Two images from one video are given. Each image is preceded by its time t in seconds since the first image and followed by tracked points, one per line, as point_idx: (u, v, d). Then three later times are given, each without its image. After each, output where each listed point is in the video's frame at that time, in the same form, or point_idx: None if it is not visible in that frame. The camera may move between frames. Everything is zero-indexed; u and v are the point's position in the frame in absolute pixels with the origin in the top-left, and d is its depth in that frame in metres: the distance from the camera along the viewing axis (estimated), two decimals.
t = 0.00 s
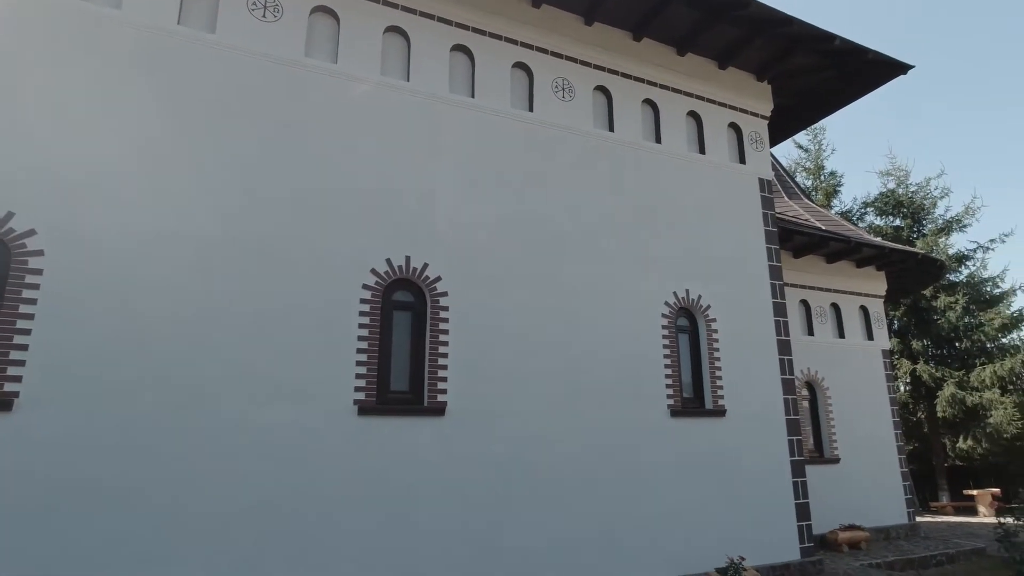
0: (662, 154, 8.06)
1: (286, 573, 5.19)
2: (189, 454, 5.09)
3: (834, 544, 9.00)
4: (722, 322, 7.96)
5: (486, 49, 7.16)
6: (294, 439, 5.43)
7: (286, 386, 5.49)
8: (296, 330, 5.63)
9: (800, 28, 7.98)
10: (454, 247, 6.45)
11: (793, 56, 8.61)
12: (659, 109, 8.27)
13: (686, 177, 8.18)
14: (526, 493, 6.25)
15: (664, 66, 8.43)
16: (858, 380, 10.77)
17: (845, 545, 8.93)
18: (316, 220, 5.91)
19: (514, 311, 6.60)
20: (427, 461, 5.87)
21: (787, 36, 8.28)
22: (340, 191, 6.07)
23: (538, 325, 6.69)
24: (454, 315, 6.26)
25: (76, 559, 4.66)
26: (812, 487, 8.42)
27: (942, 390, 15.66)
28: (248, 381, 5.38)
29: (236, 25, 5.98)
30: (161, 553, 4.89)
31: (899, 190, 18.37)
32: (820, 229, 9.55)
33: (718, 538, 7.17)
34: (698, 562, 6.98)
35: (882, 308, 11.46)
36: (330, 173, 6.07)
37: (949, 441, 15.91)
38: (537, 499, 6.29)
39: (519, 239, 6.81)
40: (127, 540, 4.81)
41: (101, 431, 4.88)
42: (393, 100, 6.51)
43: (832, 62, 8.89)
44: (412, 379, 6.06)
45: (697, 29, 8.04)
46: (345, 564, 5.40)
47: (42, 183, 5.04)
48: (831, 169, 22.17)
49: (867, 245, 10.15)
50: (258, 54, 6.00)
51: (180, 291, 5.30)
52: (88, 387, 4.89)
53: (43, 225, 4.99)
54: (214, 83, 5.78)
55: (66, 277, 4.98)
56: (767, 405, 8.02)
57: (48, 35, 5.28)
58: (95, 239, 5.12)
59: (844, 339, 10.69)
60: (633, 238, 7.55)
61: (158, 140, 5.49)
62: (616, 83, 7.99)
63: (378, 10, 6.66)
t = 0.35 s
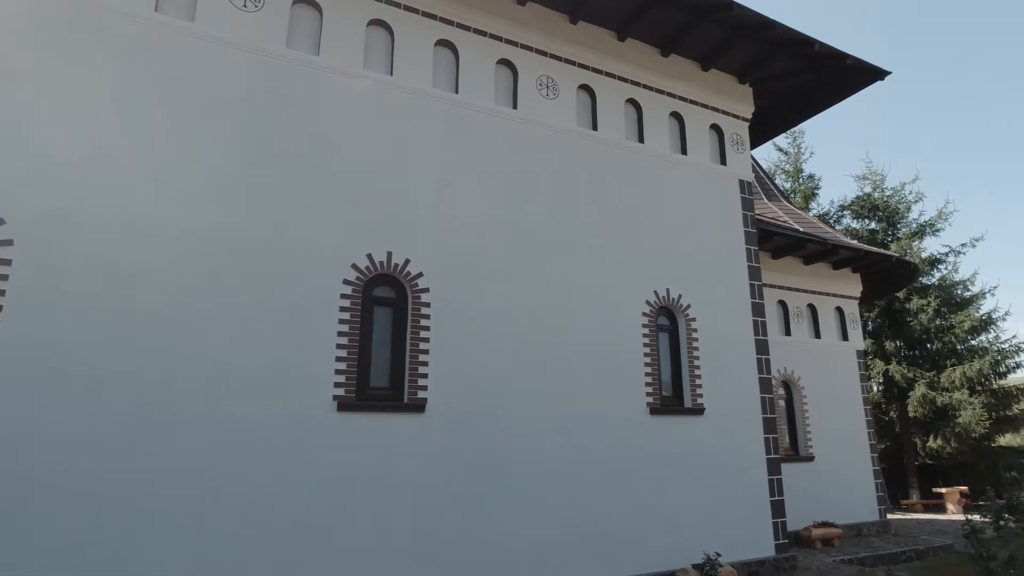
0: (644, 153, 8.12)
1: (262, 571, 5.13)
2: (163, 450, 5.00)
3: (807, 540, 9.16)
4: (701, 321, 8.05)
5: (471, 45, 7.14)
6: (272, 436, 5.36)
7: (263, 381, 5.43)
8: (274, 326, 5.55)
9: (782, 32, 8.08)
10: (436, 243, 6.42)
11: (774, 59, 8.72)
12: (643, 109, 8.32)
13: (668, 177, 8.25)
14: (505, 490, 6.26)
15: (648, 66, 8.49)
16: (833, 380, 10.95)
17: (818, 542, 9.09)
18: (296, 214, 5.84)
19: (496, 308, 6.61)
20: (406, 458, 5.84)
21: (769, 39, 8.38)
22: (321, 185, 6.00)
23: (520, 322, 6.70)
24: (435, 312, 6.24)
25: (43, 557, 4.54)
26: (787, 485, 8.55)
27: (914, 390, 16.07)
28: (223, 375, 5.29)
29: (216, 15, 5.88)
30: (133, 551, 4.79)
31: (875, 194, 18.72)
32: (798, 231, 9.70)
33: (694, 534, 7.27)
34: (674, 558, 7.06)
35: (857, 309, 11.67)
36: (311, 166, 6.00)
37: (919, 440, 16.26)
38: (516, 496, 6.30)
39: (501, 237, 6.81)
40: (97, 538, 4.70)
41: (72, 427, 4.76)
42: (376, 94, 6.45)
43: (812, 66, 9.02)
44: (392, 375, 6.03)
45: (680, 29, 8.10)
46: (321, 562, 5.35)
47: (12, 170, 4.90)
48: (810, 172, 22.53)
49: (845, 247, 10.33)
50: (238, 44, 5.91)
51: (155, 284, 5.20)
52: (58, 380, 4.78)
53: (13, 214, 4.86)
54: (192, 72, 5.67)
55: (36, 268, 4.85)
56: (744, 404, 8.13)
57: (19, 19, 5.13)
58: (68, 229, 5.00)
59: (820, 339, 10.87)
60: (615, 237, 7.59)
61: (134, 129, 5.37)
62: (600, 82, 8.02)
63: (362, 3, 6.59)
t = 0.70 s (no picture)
0: (621, 151, 8.17)
1: (230, 570, 5.02)
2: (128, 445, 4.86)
3: (775, 534, 9.34)
4: (675, 318, 8.14)
5: (449, 38, 7.08)
6: (241, 431, 5.25)
7: (233, 374, 5.31)
8: (244, 318, 5.44)
9: (758, 34, 8.19)
10: (411, 237, 6.37)
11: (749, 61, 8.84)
12: (620, 107, 8.37)
13: (644, 175, 8.32)
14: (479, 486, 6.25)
15: (625, 63, 8.53)
16: (802, 377, 11.18)
17: (785, 535, 9.28)
18: (268, 205, 5.73)
19: (472, 302, 6.58)
20: (379, 453, 5.79)
21: (745, 41, 8.49)
22: (296, 175, 5.90)
23: (496, 317, 6.69)
24: (410, 306, 6.19)
25: None
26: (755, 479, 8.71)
27: (879, 388, 16.52)
28: (191, 368, 5.16)
29: None
30: (95, 549, 4.64)
31: (845, 196, 19.16)
32: (770, 230, 9.87)
33: (665, 528, 7.36)
34: (645, 551, 7.14)
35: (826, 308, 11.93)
36: (285, 156, 5.89)
37: (884, 436, 16.71)
38: (490, 492, 6.29)
39: (477, 231, 6.78)
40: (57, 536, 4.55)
41: (31, 420, 4.59)
42: (353, 85, 6.36)
43: (786, 69, 9.17)
44: (365, 370, 5.96)
45: (658, 29, 8.15)
46: (291, 558, 5.26)
47: None
48: (783, 174, 22.95)
49: (815, 247, 10.55)
50: (210, 29, 5.75)
51: (120, 274, 5.04)
52: (16, 372, 4.60)
53: None
54: (162, 56, 5.50)
55: None
56: (716, 400, 8.25)
57: None
58: (28, 216, 4.81)
59: (789, 337, 11.08)
60: (592, 233, 7.64)
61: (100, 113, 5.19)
62: (578, 79, 8.04)
63: None
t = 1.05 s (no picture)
0: (589, 147, 8.20)
1: (187, 569, 4.89)
2: (75, 440, 4.66)
3: (733, 527, 9.57)
4: (640, 314, 8.24)
5: (418, 28, 6.98)
6: (197, 425, 5.09)
7: (189, 367, 5.13)
8: (201, 310, 5.26)
9: (725, 36, 8.31)
10: (376, 228, 6.27)
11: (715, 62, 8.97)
12: (589, 104, 8.40)
13: (612, 172, 8.38)
14: (443, 480, 6.21)
15: (595, 60, 8.56)
16: (761, 374, 11.44)
17: (743, 528, 9.51)
18: (228, 193, 5.55)
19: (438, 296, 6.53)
20: (340, 447, 5.69)
21: (712, 43, 8.61)
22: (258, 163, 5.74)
23: (462, 311, 6.65)
24: (374, 299, 6.10)
25: None
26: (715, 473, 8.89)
27: (834, 385, 17.07)
28: (145, 360, 4.98)
29: None
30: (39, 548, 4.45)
31: (805, 199, 19.68)
32: (733, 230, 10.06)
33: (627, 521, 7.47)
34: (607, 545, 7.24)
35: (786, 307, 12.24)
36: (246, 143, 5.72)
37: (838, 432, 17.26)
38: (455, 487, 6.26)
39: (445, 224, 6.72)
40: None
41: None
42: (318, 72, 6.21)
43: (752, 72, 9.35)
44: (328, 363, 5.85)
45: (628, 26, 8.20)
46: (249, 556, 5.13)
47: None
48: (746, 175, 23.44)
49: (776, 247, 10.79)
50: (168, 7, 5.53)
51: (69, 262, 4.83)
52: None
53: None
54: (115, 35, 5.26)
55: None
56: (679, 395, 8.39)
57: None
58: None
59: (750, 335, 11.34)
60: (560, 229, 7.66)
61: (48, 92, 4.95)
62: (548, 74, 8.03)
63: None
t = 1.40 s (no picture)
0: (553, 143, 8.23)
1: (127, 567, 4.66)
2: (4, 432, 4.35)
3: (685, 519, 9.79)
4: (599, 310, 8.32)
5: (381, 14, 6.85)
6: (139, 417, 4.86)
7: (132, 356, 4.89)
8: (147, 296, 5.01)
9: (688, 38, 8.45)
10: (334, 218, 6.14)
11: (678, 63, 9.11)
12: (554, 99, 8.41)
13: (574, 168, 8.42)
14: (398, 474, 6.14)
15: (560, 56, 8.57)
16: (715, 371, 11.72)
17: (694, 521, 9.75)
18: (179, 175, 5.31)
19: (397, 288, 6.44)
20: (293, 440, 5.55)
21: (675, 44, 8.74)
22: (211, 145, 5.52)
23: (421, 304, 6.58)
24: (331, 290, 5.97)
25: None
26: (668, 468, 9.08)
27: (784, 383, 17.66)
28: (83, 348, 4.71)
29: None
30: None
31: (761, 201, 20.22)
32: (691, 229, 10.26)
33: (581, 514, 7.56)
34: (561, 537, 7.31)
35: (740, 306, 12.56)
36: (198, 124, 5.48)
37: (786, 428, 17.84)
38: (409, 480, 6.20)
39: (405, 216, 6.64)
40: None
41: None
42: (276, 54, 6.02)
43: (713, 75, 9.52)
44: (281, 354, 5.70)
45: (595, 24, 8.23)
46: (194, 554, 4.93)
47: None
48: (706, 176, 23.93)
49: (732, 248, 11.06)
50: None
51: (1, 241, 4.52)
52: None
53: None
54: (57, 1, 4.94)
55: None
56: (635, 391, 8.52)
57: None
58: None
59: (705, 333, 11.60)
60: (521, 223, 7.66)
61: None
62: (513, 68, 8.00)
63: None
